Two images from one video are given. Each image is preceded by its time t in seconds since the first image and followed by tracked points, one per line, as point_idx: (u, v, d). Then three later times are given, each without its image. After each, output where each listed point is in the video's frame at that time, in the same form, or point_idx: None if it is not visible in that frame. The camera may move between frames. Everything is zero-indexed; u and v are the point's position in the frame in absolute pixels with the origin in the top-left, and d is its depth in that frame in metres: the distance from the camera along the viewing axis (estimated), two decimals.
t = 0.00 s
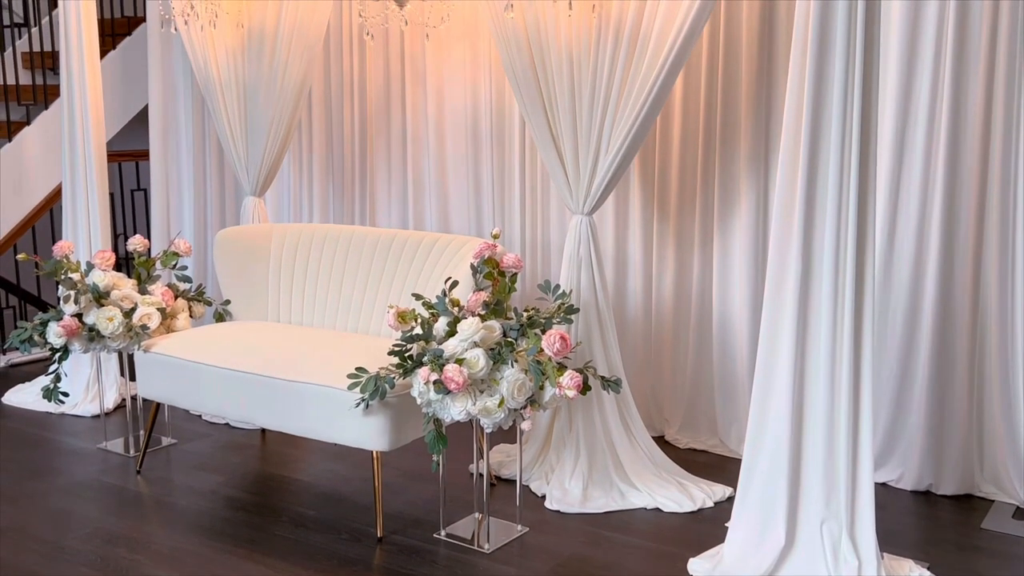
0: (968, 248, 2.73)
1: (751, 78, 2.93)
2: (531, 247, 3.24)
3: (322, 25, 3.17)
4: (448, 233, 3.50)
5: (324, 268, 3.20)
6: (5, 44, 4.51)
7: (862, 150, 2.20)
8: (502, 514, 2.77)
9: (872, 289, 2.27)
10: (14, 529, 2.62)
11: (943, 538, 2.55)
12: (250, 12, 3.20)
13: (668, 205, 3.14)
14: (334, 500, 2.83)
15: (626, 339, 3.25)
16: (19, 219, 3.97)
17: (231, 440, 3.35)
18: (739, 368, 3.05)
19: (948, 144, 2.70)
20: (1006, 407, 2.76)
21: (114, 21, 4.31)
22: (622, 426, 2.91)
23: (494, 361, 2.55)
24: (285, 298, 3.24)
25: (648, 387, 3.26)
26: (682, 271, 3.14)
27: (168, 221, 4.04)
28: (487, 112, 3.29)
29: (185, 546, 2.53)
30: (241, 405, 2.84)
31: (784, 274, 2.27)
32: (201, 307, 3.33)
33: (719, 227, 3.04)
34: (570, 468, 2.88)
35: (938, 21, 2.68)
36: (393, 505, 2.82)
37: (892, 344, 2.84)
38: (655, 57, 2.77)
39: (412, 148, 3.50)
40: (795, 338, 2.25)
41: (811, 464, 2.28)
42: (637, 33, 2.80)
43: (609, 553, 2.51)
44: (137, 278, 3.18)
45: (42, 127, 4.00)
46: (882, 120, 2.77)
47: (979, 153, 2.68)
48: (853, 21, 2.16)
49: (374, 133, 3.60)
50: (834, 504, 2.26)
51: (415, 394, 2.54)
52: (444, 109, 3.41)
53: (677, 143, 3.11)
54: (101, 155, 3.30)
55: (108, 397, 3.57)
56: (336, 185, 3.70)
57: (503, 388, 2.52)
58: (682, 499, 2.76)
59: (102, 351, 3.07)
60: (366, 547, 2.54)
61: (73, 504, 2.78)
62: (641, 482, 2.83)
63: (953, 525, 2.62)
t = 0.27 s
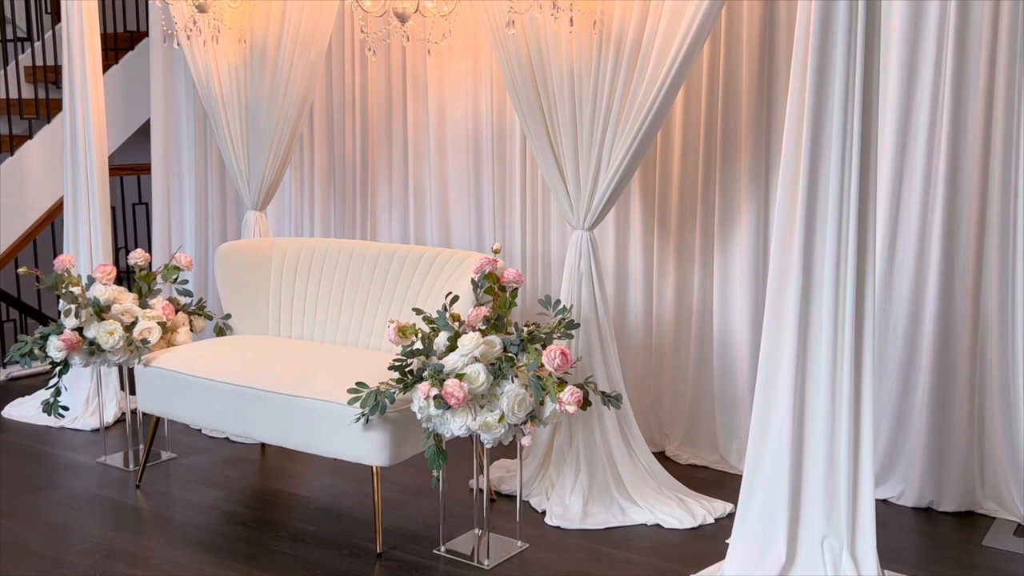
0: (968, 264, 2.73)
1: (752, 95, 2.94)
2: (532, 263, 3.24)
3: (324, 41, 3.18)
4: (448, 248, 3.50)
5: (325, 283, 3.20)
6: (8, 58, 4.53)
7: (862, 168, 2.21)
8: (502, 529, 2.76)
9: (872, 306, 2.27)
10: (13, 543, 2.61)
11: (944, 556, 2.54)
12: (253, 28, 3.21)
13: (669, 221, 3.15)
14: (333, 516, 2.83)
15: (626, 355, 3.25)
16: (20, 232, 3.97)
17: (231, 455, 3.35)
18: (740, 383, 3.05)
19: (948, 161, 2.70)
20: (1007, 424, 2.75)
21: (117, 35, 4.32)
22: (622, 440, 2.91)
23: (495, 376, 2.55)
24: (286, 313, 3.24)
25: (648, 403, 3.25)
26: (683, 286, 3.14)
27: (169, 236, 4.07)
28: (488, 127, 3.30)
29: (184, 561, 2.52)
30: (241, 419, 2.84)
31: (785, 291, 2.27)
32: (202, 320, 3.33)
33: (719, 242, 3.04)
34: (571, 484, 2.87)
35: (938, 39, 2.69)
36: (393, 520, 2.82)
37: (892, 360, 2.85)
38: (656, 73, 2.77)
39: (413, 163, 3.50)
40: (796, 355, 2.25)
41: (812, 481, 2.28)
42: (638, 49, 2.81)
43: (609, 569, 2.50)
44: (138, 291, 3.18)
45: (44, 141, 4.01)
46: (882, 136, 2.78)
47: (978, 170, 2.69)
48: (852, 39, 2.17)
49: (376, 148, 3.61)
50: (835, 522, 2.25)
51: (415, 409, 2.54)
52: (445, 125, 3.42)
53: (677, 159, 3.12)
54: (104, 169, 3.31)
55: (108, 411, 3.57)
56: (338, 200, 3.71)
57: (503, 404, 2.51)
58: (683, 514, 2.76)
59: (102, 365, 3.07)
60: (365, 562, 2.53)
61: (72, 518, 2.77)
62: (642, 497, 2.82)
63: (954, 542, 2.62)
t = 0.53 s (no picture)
0: (968, 281, 2.73)
1: (752, 112, 2.95)
2: (532, 278, 3.24)
3: (325, 58, 3.18)
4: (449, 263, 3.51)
5: (325, 298, 3.21)
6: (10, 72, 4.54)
7: (862, 186, 2.21)
8: (502, 546, 2.75)
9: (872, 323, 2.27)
10: (11, 558, 2.60)
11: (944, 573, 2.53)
12: (254, 43, 3.24)
13: (669, 237, 3.15)
14: (333, 531, 2.82)
15: (626, 370, 3.25)
16: (21, 245, 3.98)
17: (230, 470, 3.34)
18: (740, 400, 3.05)
19: (948, 178, 2.71)
20: (1007, 441, 2.75)
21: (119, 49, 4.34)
22: (622, 457, 2.90)
23: (495, 392, 2.55)
24: (286, 327, 3.24)
25: (648, 419, 3.25)
26: (683, 302, 3.14)
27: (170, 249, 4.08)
28: (489, 143, 3.31)
29: None
30: (240, 434, 2.83)
31: (785, 309, 2.27)
32: (201, 335, 3.33)
33: (720, 259, 3.04)
34: (571, 500, 2.87)
35: (938, 56, 2.69)
36: (392, 536, 2.81)
37: (892, 377, 2.85)
38: (656, 89, 2.77)
39: (414, 178, 3.51)
40: (796, 372, 2.25)
41: (812, 498, 2.27)
42: (639, 66, 2.81)
43: None
44: (138, 306, 3.19)
45: (46, 154, 4.01)
46: (882, 152, 2.79)
47: (978, 187, 2.69)
48: (852, 58, 2.18)
49: (376, 163, 3.62)
50: (835, 540, 2.25)
51: (415, 425, 2.53)
52: (446, 140, 3.43)
53: (678, 175, 3.13)
54: (105, 183, 3.32)
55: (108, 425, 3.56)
56: (338, 215, 3.71)
57: (503, 420, 2.51)
58: (683, 531, 2.75)
59: (102, 379, 3.07)
60: None
61: (70, 533, 2.76)
62: (642, 514, 2.81)
63: (955, 560, 2.61)
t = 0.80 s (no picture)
0: (967, 297, 2.73)
1: (751, 129, 2.96)
2: (531, 294, 3.24)
3: (326, 75, 3.19)
4: (448, 278, 3.51)
5: (325, 313, 3.21)
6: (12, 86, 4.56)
7: (860, 203, 2.22)
8: (500, 562, 2.74)
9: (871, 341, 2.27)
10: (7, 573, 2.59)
11: None
12: (255, 58, 3.25)
13: (668, 253, 3.16)
14: (330, 547, 2.81)
15: (625, 386, 3.25)
16: (20, 259, 3.98)
17: (227, 485, 3.33)
18: (739, 416, 3.05)
19: (946, 195, 2.71)
20: (1007, 459, 2.74)
21: (120, 64, 4.36)
22: (621, 473, 2.90)
23: (494, 408, 2.55)
24: (285, 342, 3.24)
25: (647, 435, 3.24)
26: (682, 318, 3.14)
27: (169, 264, 4.08)
28: (488, 159, 3.31)
29: None
30: (238, 449, 2.82)
31: (784, 327, 2.27)
32: (200, 349, 3.33)
33: (719, 275, 3.05)
34: (569, 517, 2.86)
35: (936, 75, 2.70)
36: (390, 552, 2.80)
37: (892, 394, 2.84)
38: (656, 105, 2.77)
39: (413, 194, 3.52)
40: (795, 390, 2.25)
41: (812, 516, 2.26)
42: (638, 83, 2.82)
43: None
44: (137, 320, 3.19)
45: (46, 168, 4.02)
46: (880, 170, 2.79)
47: (977, 204, 2.70)
48: (851, 76, 2.19)
49: (376, 178, 3.63)
50: (835, 558, 2.24)
51: (413, 440, 2.53)
52: (446, 156, 3.44)
53: (676, 192, 3.14)
54: (105, 196, 3.32)
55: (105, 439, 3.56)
56: (338, 230, 3.72)
57: (502, 436, 2.50)
58: (682, 549, 2.74)
59: (100, 394, 3.06)
60: None
61: (67, 548, 2.75)
62: (641, 531, 2.81)
63: None
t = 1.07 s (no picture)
0: (966, 313, 2.72)
1: (750, 144, 2.96)
2: (530, 309, 3.24)
3: (325, 89, 3.20)
4: (447, 292, 3.51)
5: (323, 327, 3.21)
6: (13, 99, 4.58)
7: (859, 220, 2.22)
8: None
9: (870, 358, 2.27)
10: None
11: None
12: (255, 72, 3.26)
13: (667, 268, 3.16)
14: (327, 563, 2.80)
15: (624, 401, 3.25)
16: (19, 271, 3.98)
17: (225, 499, 3.32)
18: (738, 432, 3.04)
19: (945, 211, 2.70)
20: (1006, 476, 2.73)
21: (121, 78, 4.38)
22: (619, 487, 2.89)
23: (492, 423, 2.55)
24: (283, 356, 3.24)
25: (646, 450, 3.24)
26: (681, 333, 3.14)
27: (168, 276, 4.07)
28: (488, 173, 3.32)
29: None
30: (236, 463, 2.82)
31: (783, 343, 2.27)
32: (198, 363, 3.33)
33: (717, 290, 3.05)
34: (568, 533, 2.85)
35: (934, 91, 2.70)
36: (387, 568, 2.79)
37: (890, 410, 2.84)
38: (655, 121, 2.78)
39: (413, 208, 3.52)
40: (794, 406, 2.25)
41: (811, 533, 2.26)
42: (638, 98, 2.82)
43: None
44: (136, 333, 3.19)
45: (46, 181, 4.03)
46: (878, 186, 2.79)
47: (976, 219, 2.68)
48: (849, 94, 2.20)
49: (376, 192, 3.63)
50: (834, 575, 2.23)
51: (411, 455, 2.52)
52: (446, 170, 3.44)
53: (676, 206, 3.14)
54: (104, 209, 3.32)
55: (103, 453, 3.55)
56: (338, 243, 3.72)
57: (500, 451, 2.50)
58: (681, 565, 2.73)
59: (98, 408, 3.05)
60: None
61: (63, 562, 2.74)
62: (641, 548, 2.79)
63: None
